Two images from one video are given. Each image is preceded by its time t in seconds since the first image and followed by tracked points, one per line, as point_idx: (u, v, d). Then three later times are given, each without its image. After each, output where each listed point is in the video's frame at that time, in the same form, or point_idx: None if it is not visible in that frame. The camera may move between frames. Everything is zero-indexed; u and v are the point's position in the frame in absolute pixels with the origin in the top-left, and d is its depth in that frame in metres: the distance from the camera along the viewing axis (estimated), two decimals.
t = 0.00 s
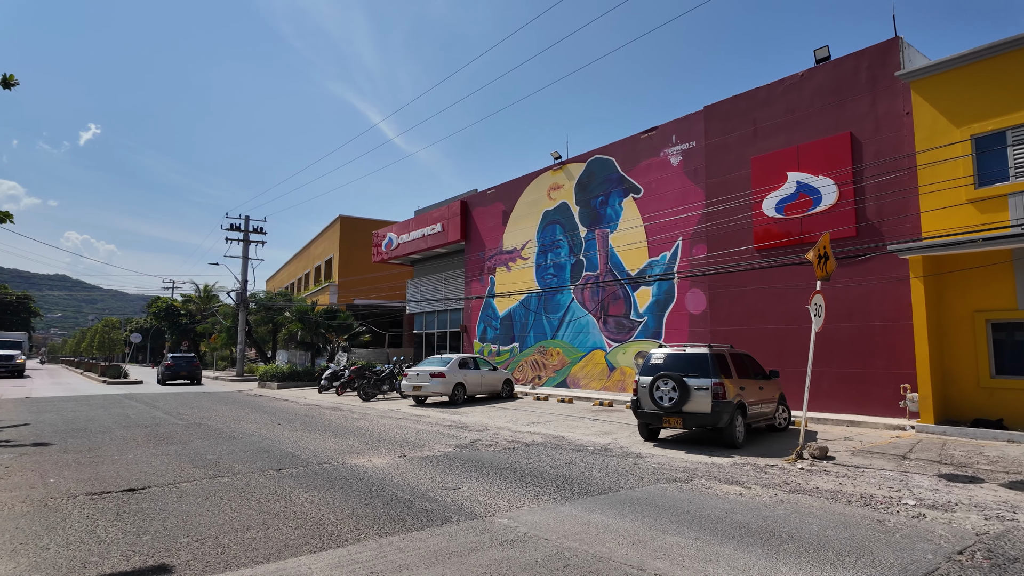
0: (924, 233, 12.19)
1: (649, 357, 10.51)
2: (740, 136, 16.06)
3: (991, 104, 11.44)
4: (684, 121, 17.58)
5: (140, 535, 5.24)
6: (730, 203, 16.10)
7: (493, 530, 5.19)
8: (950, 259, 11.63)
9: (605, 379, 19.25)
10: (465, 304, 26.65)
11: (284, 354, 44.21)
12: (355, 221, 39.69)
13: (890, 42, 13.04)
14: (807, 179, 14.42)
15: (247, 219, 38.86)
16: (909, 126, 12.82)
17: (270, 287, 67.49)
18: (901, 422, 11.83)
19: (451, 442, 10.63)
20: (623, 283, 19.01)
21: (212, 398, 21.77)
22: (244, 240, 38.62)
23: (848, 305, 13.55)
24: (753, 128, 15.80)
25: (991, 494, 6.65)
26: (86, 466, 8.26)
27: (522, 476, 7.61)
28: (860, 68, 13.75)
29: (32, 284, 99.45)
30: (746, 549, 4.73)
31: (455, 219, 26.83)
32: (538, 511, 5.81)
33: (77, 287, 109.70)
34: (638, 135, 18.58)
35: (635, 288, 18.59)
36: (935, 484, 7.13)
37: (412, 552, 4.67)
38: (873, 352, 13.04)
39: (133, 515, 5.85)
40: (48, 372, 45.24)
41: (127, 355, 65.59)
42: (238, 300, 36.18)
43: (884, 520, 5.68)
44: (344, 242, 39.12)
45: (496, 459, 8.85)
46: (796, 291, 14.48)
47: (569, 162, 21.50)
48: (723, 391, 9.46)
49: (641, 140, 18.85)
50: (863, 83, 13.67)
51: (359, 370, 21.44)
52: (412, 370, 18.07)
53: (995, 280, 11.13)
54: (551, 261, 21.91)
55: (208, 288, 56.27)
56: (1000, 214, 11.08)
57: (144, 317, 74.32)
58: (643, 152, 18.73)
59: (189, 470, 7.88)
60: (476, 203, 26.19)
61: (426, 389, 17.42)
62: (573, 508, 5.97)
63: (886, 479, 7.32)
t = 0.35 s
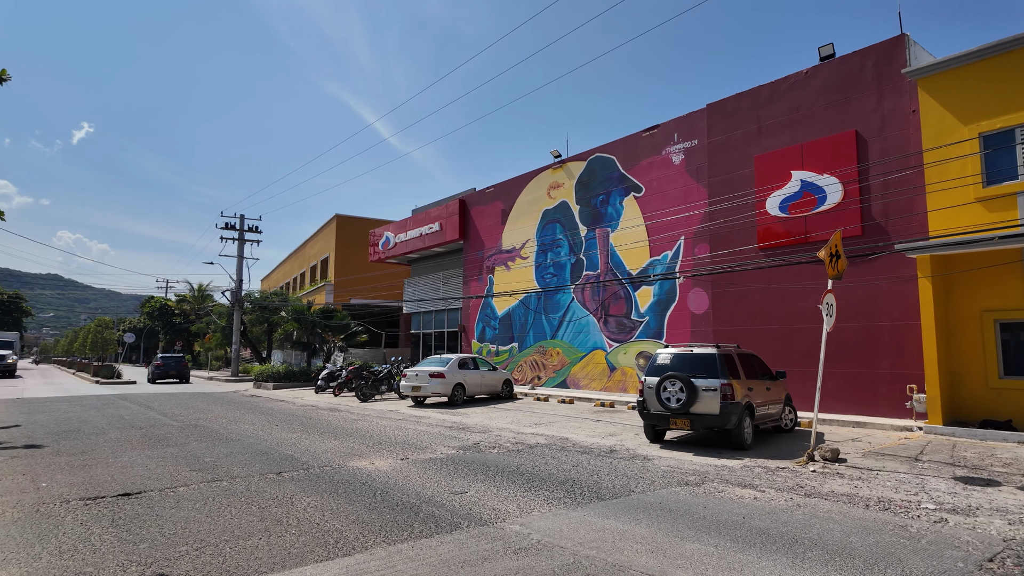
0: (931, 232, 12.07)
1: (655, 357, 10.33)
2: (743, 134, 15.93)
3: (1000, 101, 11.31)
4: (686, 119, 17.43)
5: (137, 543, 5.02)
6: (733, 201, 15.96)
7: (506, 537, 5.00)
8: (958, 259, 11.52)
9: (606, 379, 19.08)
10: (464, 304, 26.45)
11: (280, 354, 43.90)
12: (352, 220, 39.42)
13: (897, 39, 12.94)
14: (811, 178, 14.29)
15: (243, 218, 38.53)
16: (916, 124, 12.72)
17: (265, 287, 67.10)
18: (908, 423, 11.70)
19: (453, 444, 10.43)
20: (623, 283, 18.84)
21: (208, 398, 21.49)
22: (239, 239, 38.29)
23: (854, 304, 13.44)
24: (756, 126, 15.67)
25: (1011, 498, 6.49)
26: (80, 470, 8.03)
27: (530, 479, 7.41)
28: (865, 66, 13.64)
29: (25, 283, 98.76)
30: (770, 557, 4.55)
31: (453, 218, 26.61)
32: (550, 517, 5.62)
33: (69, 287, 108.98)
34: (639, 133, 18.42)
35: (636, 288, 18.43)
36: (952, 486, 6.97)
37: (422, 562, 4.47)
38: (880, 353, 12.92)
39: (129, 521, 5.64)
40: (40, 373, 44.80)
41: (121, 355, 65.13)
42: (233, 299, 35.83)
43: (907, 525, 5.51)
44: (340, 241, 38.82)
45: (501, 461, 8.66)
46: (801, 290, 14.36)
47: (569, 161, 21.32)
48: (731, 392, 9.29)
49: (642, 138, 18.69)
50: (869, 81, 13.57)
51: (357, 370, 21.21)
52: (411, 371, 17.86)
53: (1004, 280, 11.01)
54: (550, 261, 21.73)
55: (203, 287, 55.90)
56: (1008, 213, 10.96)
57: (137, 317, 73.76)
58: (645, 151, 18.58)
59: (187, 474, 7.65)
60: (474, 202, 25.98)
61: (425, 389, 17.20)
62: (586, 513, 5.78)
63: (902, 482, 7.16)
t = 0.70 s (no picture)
0: (930, 231, 12.03)
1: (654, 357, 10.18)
2: (740, 133, 15.85)
3: (998, 101, 11.27)
4: (682, 117, 17.32)
5: (124, 552, 4.77)
6: (729, 200, 15.86)
7: (511, 545, 4.81)
8: (957, 259, 11.48)
9: (600, 379, 18.95)
10: (456, 303, 26.22)
11: (268, 354, 43.38)
12: (342, 219, 39.04)
13: (895, 37, 12.90)
14: (808, 176, 14.22)
15: (230, 216, 38.00)
16: (913, 123, 12.68)
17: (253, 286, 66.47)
18: (906, 423, 11.65)
19: (449, 446, 10.21)
20: (618, 282, 18.71)
21: (195, 399, 21.10)
22: (227, 238, 37.78)
23: (851, 304, 13.39)
24: (753, 124, 15.59)
25: (1021, 500, 6.39)
26: (62, 474, 7.72)
27: (531, 482, 7.22)
28: (863, 64, 13.60)
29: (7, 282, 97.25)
30: (786, 565, 4.39)
31: (445, 216, 26.37)
32: (555, 522, 5.44)
33: (53, 286, 107.46)
34: (634, 131, 18.29)
35: (631, 287, 18.30)
36: (960, 488, 6.86)
37: (425, 571, 4.26)
38: (877, 352, 12.88)
39: (115, 529, 5.38)
40: (22, 373, 44.05)
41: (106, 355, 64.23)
42: (221, 298, 35.34)
43: (920, 529, 5.38)
44: (330, 240, 38.41)
45: (499, 464, 8.46)
46: (797, 290, 14.30)
47: (563, 159, 21.15)
48: (732, 392, 9.14)
49: (637, 136, 18.56)
50: (866, 80, 13.53)
51: (348, 370, 20.90)
52: (404, 371, 17.60)
53: (1002, 279, 10.98)
54: (544, 260, 21.56)
55: (189, 286, 55.21)
56: (1007, 212, 10.93)
57: (122, 316, 72.72)
58: (640, 149, 18.44)
59: (174, 478, 7.38)
60: (467, 200, 25.76)
61: (418, 390, 16.96)
62: (592, 518, 5.59)
63: (909, 484, 7.04)
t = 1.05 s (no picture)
0: (928, 228, 11.94)
1: (653, 356, 9.97)
2: (736, 129, 15.70)
3: (998, 97, 11.19)
4: (677, 114, 17.14)
5: (102, 564, 4.45)
6: (724, 197, 15.71)
7: (515, 554, 4.55)
8: (956, 256, 11.40)
9: (593, 378, 18.74)
10: (447, 301, 25.92)
11: (254, 354, 42.74)
12: (330, 216, 38.55)
13: (893, 33, 12.81)
14: (805, 173, 14.10)
15: (216, 213, 37.36)
16: (911, 119, 12.59)
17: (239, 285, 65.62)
18: (905, 422, 11.55)
19: (443, 447, 9.93)
20: (612, 279, 18.52)
21: (180, 399, 20.62)
22: (213, 235, 37.17)
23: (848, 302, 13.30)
24: (749, 121, 15.45)
25: None
26: (38, 478, 7.35)
27: (531, 485, 6.97)
28: (860, 61, 13.50)
29: None
30: (806, 573, 4.17)
31: (436, 213, 26.05)
32: (560, 528, 5.19)
33: (33, 283, 105.58)
34: (629, 128, 18.09)
35: (625, 285, 18.11)
36: (970, 490, 6.70)
37: None
38: (874, 351, 12.79)
39: (93, 539, 5.05)
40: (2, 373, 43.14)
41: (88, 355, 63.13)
42: (207, 297, 34.73)
43: (938, 533, 5.20)
44: (318, 238, 37.89)
45: (496, 466, 8.20)
46: (794, 287, 14.19)
47: (556, 156, 20.92)
48: (733, 391, 8.96)
49: (632, 133, 18.36)
50: (864, 76, 13.43)
51: (337, 369, 20.53)
52: (395, 370, 17.29)
53: (1002, 277, 10.90)
54: (537, 257, 21.33)
55: (175, 284, 54.37)
56: (1007, 209, 10.85)
57: (106, 314, 71.52)
58: (634, 146, 18.25)
59: (158, 482, 7.04)
60: (458, 197, 25.46)
61: (409, 389, 16.66)
62: (598, 524, 5.34)
63: (918, 485, 6.88)
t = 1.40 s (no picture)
0: (932, 227, 11.82)
1: (657, 356, 9.75)
2: (735, 127, 15.54)
3: (1002, 94, 11.08)
4: (676, 111, 16.97)
5: None
6: (724, 196, 15.55)
7: (528, 565, 4.32)
8: (960, 255, 11.28)
9: (590, 379, 18.54)
10: (441, 301, 25.64)
11: (244, 353, 42.22)
12: (323, 214, 38.14)
13: (895, 30, 12.69)
14: (805, 171, 13.96)
15: (206, 210, 36.84)
16: (914, 117, 12.47)
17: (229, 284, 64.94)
18: (908, 423, 11.42)
19: (442, 449, 9.68)
20: (609, 278, 18.33)
21: (169, 400, 20.21)
22: (203, 233, 36.66)
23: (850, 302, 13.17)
24: (749, 118, 15.30)
25: None
26: (20, 483, 7.03)
27: (536, 490, 6.73)
28: (862, 58, 13.38)
29: None
30: None
31: (430, 212, 25.77)
32: (572, 537, 4.96)
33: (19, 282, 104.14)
34: (627, 125, 17.90)
35: (622, 284, 17.92)
36: (986, 493, 6.55)
37: None
38: (876, 351, 12.66)
39: (78, 550, 4.76)
40: None
41: (75, 354, 62.25)
42: (196, 295, 34.23)
43: (962, 540, 5.02)
44: (310, 236, 37.46)
45: (499, 469, 7.96)
46: (794, 286, 14.04)
47: (552, 153, 20.70)
48: (739, 392, 8.78)
49: (630, 130, 18.17)
50: (865, 73, 13.30)
51: (330, 369, 20.20)
52: (389, 370, 17.00)
53: (1006, 276, 10.79)
54: (533, 256, 21.12)
55: (163, 283, 53.68)
56: (1011, 208, 10.74)
57: (93, 313, 70.59)
58: (631, 143, 18.06)
59: (147, 488, 6.74)
60: (453, 195, 25.20)
61: (405, 390, 16.39)
62: (611, 532, 5.12)
63: (933, 489, 6.72)
